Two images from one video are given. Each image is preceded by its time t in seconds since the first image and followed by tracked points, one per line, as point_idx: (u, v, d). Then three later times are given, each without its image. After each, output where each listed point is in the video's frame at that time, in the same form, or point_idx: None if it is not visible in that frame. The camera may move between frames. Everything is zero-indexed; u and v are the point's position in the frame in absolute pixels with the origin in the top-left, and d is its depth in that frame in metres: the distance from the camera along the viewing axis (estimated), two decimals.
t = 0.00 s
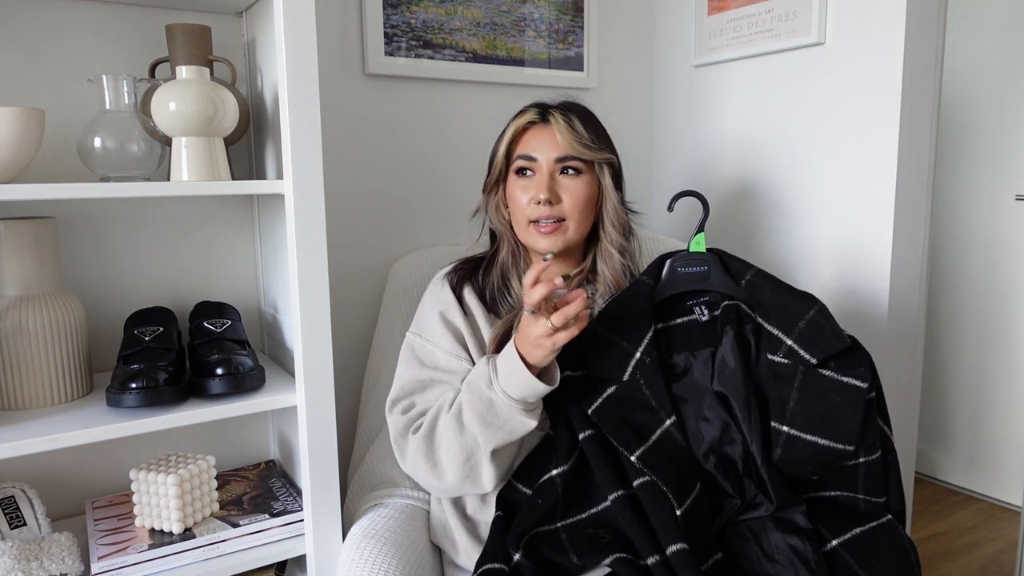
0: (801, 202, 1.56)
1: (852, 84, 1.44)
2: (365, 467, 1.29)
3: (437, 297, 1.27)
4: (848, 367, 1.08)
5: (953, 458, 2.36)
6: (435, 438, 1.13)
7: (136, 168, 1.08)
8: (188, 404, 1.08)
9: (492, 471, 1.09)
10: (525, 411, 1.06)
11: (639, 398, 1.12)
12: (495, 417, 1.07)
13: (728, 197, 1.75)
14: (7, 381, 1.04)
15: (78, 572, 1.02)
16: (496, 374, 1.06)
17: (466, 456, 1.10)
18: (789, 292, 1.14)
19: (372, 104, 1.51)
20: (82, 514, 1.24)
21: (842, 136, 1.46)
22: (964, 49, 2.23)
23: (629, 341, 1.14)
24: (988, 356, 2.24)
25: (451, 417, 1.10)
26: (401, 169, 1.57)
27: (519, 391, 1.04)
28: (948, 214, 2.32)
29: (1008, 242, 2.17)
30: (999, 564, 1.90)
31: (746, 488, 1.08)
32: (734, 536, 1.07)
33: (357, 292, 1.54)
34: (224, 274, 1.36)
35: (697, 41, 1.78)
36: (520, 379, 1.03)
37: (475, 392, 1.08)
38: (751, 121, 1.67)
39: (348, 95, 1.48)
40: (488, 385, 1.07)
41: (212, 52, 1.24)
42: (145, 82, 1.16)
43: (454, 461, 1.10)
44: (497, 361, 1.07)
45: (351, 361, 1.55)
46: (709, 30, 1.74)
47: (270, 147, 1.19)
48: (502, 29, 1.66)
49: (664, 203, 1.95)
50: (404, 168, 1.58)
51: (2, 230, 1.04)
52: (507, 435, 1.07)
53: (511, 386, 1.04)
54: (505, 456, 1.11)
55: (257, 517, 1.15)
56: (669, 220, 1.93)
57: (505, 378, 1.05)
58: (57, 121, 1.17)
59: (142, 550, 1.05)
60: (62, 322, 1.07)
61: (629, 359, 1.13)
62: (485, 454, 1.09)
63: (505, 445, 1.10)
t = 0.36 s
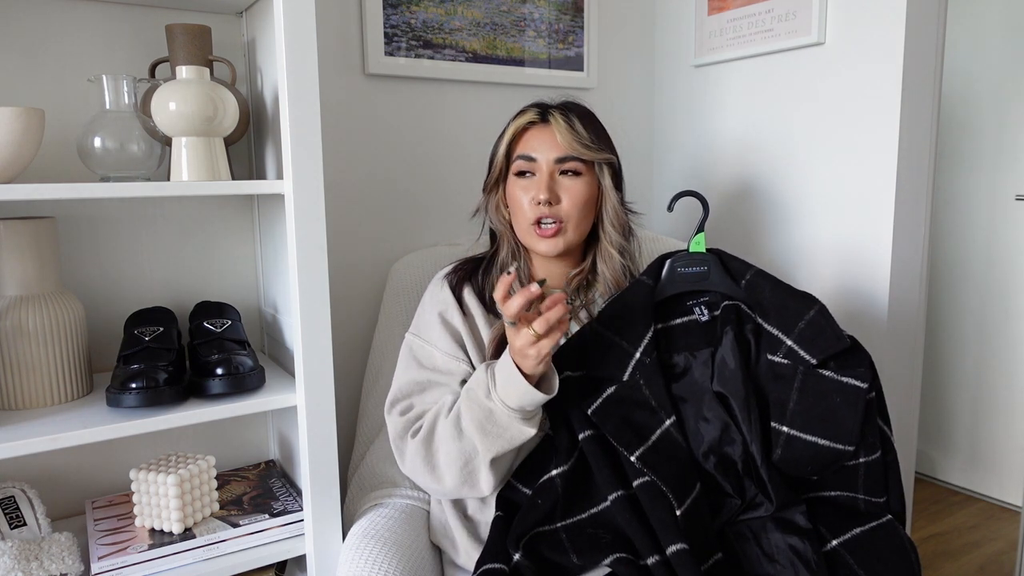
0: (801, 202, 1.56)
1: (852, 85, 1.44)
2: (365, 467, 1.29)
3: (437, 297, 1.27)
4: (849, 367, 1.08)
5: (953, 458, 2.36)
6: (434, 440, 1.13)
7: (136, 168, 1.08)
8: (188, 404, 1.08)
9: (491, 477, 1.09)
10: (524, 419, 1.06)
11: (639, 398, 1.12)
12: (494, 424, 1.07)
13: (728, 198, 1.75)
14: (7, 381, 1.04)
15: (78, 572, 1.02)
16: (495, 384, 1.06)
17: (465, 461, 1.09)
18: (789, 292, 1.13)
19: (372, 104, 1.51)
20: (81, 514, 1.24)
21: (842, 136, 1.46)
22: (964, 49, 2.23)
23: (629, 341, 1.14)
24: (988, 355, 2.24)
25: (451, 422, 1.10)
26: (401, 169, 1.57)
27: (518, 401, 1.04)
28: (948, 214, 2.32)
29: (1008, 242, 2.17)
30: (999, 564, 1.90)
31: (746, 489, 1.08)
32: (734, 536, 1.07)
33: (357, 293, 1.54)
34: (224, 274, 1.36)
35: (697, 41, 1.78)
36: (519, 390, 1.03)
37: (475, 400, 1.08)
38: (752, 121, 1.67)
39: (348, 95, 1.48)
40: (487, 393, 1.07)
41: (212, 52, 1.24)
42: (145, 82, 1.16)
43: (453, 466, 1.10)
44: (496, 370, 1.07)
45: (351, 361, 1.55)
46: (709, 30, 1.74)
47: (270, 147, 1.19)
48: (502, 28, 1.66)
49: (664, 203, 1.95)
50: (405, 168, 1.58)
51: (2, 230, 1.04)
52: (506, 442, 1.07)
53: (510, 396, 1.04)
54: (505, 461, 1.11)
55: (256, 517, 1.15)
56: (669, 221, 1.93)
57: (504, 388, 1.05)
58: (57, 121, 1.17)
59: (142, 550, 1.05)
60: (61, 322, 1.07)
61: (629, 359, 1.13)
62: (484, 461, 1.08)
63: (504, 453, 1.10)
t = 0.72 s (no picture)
0: (801, 202, 1.56)
1: (852, 85, 1.44)
2: (365, 468, 1.29)
3: (437, 300, 1.26)
4: (848, 367, 1.08)
5: (953, 458, 2.36)
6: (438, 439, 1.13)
7: (136, 168, 1.08)
8: (188, 404, 1.08)
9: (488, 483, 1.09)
10: (521, 426, 1.06)
11: (638, 399, 1.12)
12: (491, 430, 1.07)
13: (728, 198, 1.75)
14: (7, 380, 1.04)
15: (78, 572, 1.02)
16: (494, 389, 1.06)
17: (463, 468, 1.10)
18: (789, 292, 1.13)
19: (372, 104, 1.51)
20: (81, 514, 1.24)
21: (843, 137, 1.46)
22: (964, 49, 2.23)
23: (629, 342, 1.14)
24: (988, 355, 2.24)
25: (449, 428, 1.10)
26: (400, 169, 1.57)
27: (515, 407, 1.03)
28: (948, 214, 2.32)
29: (1008, 242, 2.17)
30: (999, 564, 1.90)
31: (746, 489, 1.08)
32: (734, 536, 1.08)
33: (357, 292, 1.54)
34: (224, 274, 1.36)
35: (697, 41, 1.78)
36: (516, 395, 1.03)
37: (473, 404, 1.08)
38: (752, 121, 1.67)
39: (349, 95, 1.48)
40: (486, 399, 1.07)
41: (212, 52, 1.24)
42: (145, 82, 1.16)
43: (451, 473, 1.10)
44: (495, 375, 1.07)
45: (351, 361, 1.55)
46: (709, 30, 1.74)
47: (270, 147, 1.19)
48: (502, 29, 1.66)
49: (664, 203, 1.95)
50: (404, 168, 1.58)
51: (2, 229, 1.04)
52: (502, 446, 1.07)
53: (508, 402, 1.04)
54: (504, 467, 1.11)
55: (257, 517, 1.15)
56: (668, 221, 1.93)
57: (502, 393, 1.05)
58: (57, 121, 1.17)
59: (142, 550, 1.05)
60: (61, 321, 1.07)
61: (628, 360, 1.13)
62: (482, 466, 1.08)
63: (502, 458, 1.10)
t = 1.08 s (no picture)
0: (801, 202, 1.56)
1: (852, 85, 1.44)
2: (365, 468, 1.29)
3: (436, 302, 1.26)
4: (848, 366, 1.07)
5: (953, 458, 2.36)
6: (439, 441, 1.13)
7: (136, 168, 1.08)
8: (188, 404, 1.08)
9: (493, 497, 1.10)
10: (532, 449, 1.07)
11: (638, 399, 1.12)
12: (502, 451, 1.08)
13: (727, 199, 1.75)
14: (7, 380, 1.04)
15: (78, 572, 1.02)
16: (509, 415, 1.07)
17: (468, 480, 1.10)
18: (787, 291, 1.13)
19: (372, 104, 1.51)
20: (81, 514, 1.24)
21: (843, 137, 1.46)
22: (964, 49, 2.23)
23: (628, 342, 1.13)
24: (988, 355, 2.24)
25: (456, 443, 1.10)
26: (401, 170, 1.58)
27: (530, 435, 1.05)
28: (948, 214, 2.32)
29: (1008, 241, 2.17)
30: (999, 564, 1.90)
31: (746, 489, 1.08)
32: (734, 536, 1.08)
33: (357, 292, 1.54)
34: (224, 274, 1.36)
35: (696, 41, 1.78)
36: (533, 425, 1.04)
37: (486, 426, 1.08)
38: (752, 121, 1.67)
39: (349, 95, 1.48)
40: (500, 422, 1.07)
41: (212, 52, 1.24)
42: (145, 82, 1.16)
43: (454, 482, 1.10)
44: (510, 401, 1.07)
45: (351, 361, 1.55)
46: (709, 30, 1.74)
47: (270, 147, 1.19)
48: (502, 28, 1.66)
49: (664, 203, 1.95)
50: (404, 168, 1.58)
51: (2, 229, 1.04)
52: (512, 471, 1.08)
53: (524, 429, 1.05)
54: (509, 479, 1.11)
55: (256, 517, 1.15)
56: (668, 221, 1.92)
57: (518, 420, 1.05)
58: (56, 121, 1.17)
59: (142, 550, 1.05)
60: (62, 322, 1.07)
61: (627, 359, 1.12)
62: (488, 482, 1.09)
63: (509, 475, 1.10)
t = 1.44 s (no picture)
0: (801, 202, 1.56)
1: (852, 85, 1.44)
2: (365, 467, 1.29)
3: (436, 303, 1.26)
4: (848, 368, 1.08)
5: (953, 458, 2.36)
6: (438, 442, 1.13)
7: (136, 168, 1.08)
8: (188, 404, 1.08)
9: (495, 486, 1.09)
10: (535, 431, 1.07)
11: (638, 401, 1.12)
12: (505, 435, 1.08)
13: (727, 199, 1.75)
14: (7, 380, 1.04)
15: (78, 572, 1.02)
16: (512, 394, 1.08)
17: (470, 472, 1.10)
18: (787, 293, 1.13)
19: (372, 104, 1.51)
20: (81, 514, 1.24)
21: (843, 136, 1.46)
22: (964, 48, 2.23)
23: (629, 344, 1.14)
24: (988, 355, 2.24)
25: (458, 431, 1.10)
26: (401, 170, 1.58)
27: (533, 412, 1.05)
28: (948, 214, 2.32)
29: (1008, 241, 2.17)
30: (999, 564, 1.90)
31: (747, 490, 1.08)
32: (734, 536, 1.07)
33: (357, 292, 1.54)
34: (224, 274, 1.35)
35: (696, 41, 1.78)
36: (537, 399, 1.05)
37: (489, 409, 1.09)
38: (752, 121, 1.67)
39: (349, 95, 1.48)
40: (503, 403, 1.09)
41: (212, 52, 1.24)
42: (145, 82, 1.16)
43: (456, 475, 1.10)
44: (512, 381, 1.09)
45: (351, 361, 1.55)
46: (709, 30, 1.74)
47: (270, 147, 1.19)
48: (502, 28, 1.66)
49: (664, 203, 1.95)
50: (404, 168, 1.58)
51: (2, 229, 1.04)
52: (515, 454, 1.08)
53: (527, 406, 1.06)
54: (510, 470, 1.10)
55: (257, 517, 1.15)
56: (668, 221, 1.92)
57: (521, 397, 1.07)
58: (56, 121, 1.17)
59: (142, 550, 1.05)
60: (62, 321, 1.07)
61: (628, 362, 1.14)
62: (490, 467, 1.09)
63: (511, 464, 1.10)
